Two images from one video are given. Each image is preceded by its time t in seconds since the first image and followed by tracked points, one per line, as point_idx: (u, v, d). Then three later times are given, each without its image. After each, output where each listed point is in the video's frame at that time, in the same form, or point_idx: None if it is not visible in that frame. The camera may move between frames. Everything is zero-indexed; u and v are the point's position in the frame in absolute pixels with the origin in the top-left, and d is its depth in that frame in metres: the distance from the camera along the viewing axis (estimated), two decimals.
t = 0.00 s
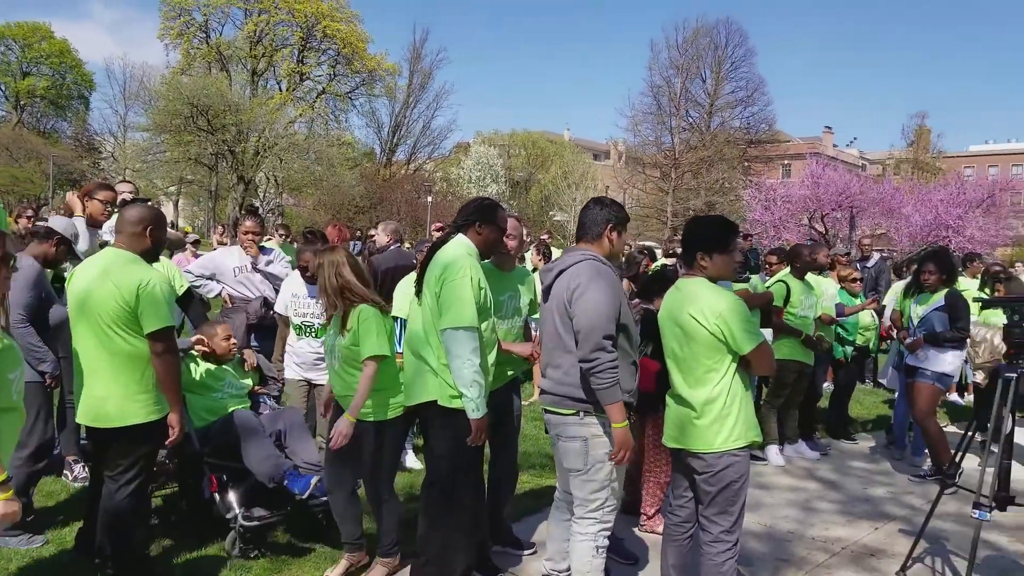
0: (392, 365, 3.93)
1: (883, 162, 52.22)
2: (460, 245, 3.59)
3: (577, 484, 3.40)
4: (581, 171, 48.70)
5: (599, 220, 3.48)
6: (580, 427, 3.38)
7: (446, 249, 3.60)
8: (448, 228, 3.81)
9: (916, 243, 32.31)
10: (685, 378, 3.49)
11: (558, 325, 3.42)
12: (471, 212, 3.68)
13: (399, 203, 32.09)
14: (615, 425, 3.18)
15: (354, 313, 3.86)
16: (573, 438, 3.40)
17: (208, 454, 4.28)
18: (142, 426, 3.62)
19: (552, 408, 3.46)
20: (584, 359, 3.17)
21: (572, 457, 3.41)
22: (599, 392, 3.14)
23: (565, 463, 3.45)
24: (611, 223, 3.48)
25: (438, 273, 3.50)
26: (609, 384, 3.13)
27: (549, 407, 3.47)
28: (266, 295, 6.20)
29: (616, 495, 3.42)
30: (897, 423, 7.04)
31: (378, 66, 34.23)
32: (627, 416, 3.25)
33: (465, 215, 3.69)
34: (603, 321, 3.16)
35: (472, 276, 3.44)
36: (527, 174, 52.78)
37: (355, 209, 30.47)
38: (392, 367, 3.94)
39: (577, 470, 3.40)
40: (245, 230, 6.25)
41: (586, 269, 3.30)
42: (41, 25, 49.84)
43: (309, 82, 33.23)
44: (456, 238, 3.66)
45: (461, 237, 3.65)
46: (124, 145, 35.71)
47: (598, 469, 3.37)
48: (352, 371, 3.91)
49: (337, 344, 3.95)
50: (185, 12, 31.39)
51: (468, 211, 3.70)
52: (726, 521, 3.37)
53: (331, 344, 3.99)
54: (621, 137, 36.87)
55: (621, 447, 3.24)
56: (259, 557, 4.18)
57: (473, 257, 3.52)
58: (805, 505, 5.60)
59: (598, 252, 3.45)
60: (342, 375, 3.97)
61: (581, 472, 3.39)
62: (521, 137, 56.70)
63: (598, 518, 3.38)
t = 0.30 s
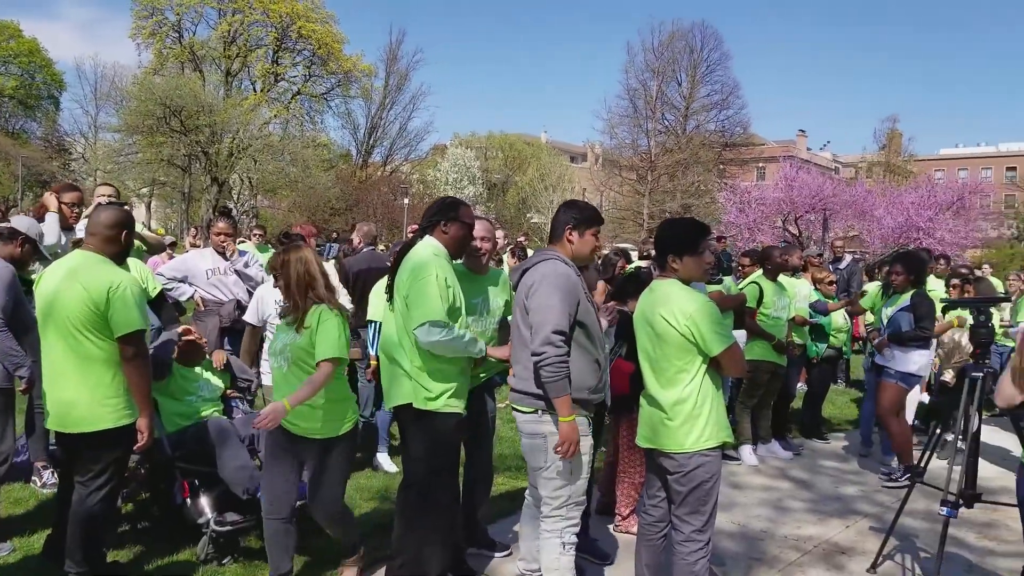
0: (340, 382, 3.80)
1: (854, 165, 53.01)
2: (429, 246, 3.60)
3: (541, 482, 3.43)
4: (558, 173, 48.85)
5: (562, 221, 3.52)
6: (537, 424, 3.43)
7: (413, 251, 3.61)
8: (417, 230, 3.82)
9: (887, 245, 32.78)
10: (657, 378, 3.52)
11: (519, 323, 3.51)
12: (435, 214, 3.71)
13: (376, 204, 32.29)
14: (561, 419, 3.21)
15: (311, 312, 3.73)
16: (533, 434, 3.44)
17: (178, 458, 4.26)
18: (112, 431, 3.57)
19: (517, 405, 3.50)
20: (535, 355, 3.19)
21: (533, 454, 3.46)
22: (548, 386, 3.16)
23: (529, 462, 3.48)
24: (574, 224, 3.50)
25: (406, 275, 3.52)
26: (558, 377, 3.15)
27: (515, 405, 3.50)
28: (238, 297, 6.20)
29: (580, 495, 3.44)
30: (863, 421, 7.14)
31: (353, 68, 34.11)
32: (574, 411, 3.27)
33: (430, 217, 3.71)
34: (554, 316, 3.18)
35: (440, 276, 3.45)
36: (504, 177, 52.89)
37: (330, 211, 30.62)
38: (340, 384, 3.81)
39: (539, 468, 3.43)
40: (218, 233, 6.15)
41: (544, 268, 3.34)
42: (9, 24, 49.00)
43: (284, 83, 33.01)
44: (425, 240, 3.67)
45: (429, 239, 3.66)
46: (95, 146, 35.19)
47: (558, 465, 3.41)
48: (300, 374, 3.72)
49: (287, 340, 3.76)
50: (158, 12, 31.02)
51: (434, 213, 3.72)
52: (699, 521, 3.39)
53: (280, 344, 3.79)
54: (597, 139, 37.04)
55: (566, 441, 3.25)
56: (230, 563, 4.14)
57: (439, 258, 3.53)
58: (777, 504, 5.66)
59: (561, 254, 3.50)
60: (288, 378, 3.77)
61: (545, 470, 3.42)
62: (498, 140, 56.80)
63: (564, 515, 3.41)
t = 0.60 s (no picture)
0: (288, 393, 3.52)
1: (818, 170, 53.94)
2: (395, 249, 3.59)
3: (502, 484, 3.45)
4: (528, 175, 48.96)
5: (527, 226, 3.56)
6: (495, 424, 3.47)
7: (381, 254, 3.60)
8: (386, 233, 3.80)
9: (851, 249, 33.39)
10: (625, 381, 3.55)
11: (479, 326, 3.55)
12: (404, 216, 3.68)
13: (345, 206, 32.08)
14: (505, 418, 3.22)
15: (269, 319, 3.37)
16: (492, 434, 3.49)
17: (142, 465, 4.19)
18: (73, 437, 3.51)
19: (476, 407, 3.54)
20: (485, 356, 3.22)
21: (493, 454, 3.49)
22: (495, 385, 3.19)
23: (491, 464, 3.52)
24: (534, 229, 3.54)
25: (374, 277, 3.52)
26: (506, 377, 3.18)
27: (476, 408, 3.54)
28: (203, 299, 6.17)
29: (541, 496, 3.44)
30: (825, 422, 7.26)
31: (322, 69, 33.91)
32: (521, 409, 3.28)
33: (399, 219, 3.68)
34: (504, 317, 3.22)
35: (408, 278, 3.44)
36: (474, 179, 52.91)
37: (298, 212, 30.25)
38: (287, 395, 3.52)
39: (499, 469, 3.46)
40: (183, 234, 6.10)
41: (501, 271, 3.38)
42: None
43: (251, 83, 32.69)
44: (392, 243, 3.64)
45: (396, 242, 3.64)
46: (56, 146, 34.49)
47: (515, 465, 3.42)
48: (258, 390, 3.36)
49: (237, 348, 3.35)
50: (122, 10, 30.52)
51: (403, 215, 3.69)
52: (665, 521, 3.43)
53: (232, 357, 3.36)
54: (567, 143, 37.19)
55: (510, 440, 3.25)
56: (196, 570, 4.08)
57: (407, 261, 3.53)
58: (742, 505, 5.73)
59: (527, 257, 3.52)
60: (239, 392, 3.36)
61: (505, 471, 3.43)
62: (468, 142, 56.79)
63: (525, 517, 3.43)
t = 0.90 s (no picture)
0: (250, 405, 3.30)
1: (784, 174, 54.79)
2: (365, 250, 3.57)
3: (468, 491, 3.43)
4: (498, 177, 49.00)
5: (493, 228, 3.57)
6: (465, 432, 3.45)
7: (350, 255, 3.57)
8: (355, 233, 3.78)
9: (816, 252, 33.97)
10: (592, 382, 3.58)
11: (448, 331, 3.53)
12: (375, 218, 3.67)
13: (312, 206, 31.79)
14: (489, 427, 3.22)
15: (250, 329, 3.19)
16: (460, 442, 3.47)
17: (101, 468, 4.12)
18: (31, 439, 3.43)
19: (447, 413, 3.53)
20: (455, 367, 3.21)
21: (460, 461, 3.48)
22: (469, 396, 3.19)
23: (458, 471, 3.50)
24: (501, 230, 3.55)
25: (342, 279, 3.49)
26: (480, 387, 3.17)
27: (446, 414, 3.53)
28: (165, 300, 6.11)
29: (504, 505, 3.44)
30: (788, 422, 7.37)
31: (290, 67, 33.64)
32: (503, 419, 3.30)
33: (370, 221, 3.67)
34: (475, 327, 3.21)
35: (376, 278, 3.42)
36: (443, 180, 52.80)
37: (264, 212, 30.07)
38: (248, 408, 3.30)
39: (466, 476, 3.44)
40: (146, 233, 6.11)
41: (471, 276, 3.36)
42: None
43: (217, 82, 32.32)
44: (362, 244, 3.62)
45: (366, 244, 3.62)
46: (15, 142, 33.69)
47: (484, 473, 3.41)
48: (236, 409, 3.12)
49: (220, 361, 3.10)
50: (84, 6, 29.94)
51: (373, 217, 3.68)
52: (631, 522, 3.45)
53: (216, 370, 3.10)
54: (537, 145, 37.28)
55: (498, 448, 3.27)
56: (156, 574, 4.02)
57: (377, 262, 3.51)
58: (707, 505, 5.79)
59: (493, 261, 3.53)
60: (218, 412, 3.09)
61: (472, 478, 3.43)
62: (438, 143, 56.67)
63: (487, 525, 3.41)
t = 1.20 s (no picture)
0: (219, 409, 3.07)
1: (755, 174, 55.40)
2: (336, 250, 3.55)
3: (443, 497, 3.41)
4: (472, 177, 48.99)
5: (470, 228, 3.56)
6: (445, 436, 3.42)
7: (320, 256, 3.54)
8: (324, 233, 3.74)
9: (787, 250, 34.42)
10: (566, 381, 3.58)
11: (426, 337, 3.49)
12: (346, 219, 3.65)
13: (284, 207, 31.56)
14: (486, 429, 3.27)
15: (233, 330, 2.97)
16: (437, 447, 3.44)
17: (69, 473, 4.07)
18: None
19: (422, 417, 3.51)
20: (443, 376, 3.19)
21: (436, 467, 3.45)
22: (462, 405, 3.18)
23: (433, 476, 3.47)
24: (479, 231, 3.54)
25: (315, 280, 3.45)
26: (472, 398, 3.17)
27: (422, 417, 3.50)
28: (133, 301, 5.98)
29: (480, 512, 3.43)
30: (759, 419, 7.45)
31: (260, 66, 33.40)
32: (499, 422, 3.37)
33: (341, 221, 3.64)
34: (462, 336, 3.19)
35: (349, 282, 3.42)
36: (417, 181, 52.70)
37: (236, 213, 30.16)
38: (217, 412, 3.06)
39: (442, 482, 3.42)
40: (115, 235, 5.99)
41: (451, 282, 3.32)
42: None
43: (186, 81, 31.97)
44: (332, 245, 3.59)
45: (337, 244, 3.59)
46: None
47: (462, 480, 3.40)
48: (225, 419, 2.92)
49: (208, 369, 2.88)
50: (48, 3, 29.41)
51: (344, 217, 3.66)
52: (605, 520, 3.46)
53: (206, 378, 2.86)
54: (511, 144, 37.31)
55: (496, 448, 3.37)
56: None
57: (348, 264, 3.49)
58: (681, 501, 5.84)
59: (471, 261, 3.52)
60: (206, 425, 2.85)
61: (448, 484, 3.41)
62: (412, 143, 56.50)
63: (462, 532, 3.40)
